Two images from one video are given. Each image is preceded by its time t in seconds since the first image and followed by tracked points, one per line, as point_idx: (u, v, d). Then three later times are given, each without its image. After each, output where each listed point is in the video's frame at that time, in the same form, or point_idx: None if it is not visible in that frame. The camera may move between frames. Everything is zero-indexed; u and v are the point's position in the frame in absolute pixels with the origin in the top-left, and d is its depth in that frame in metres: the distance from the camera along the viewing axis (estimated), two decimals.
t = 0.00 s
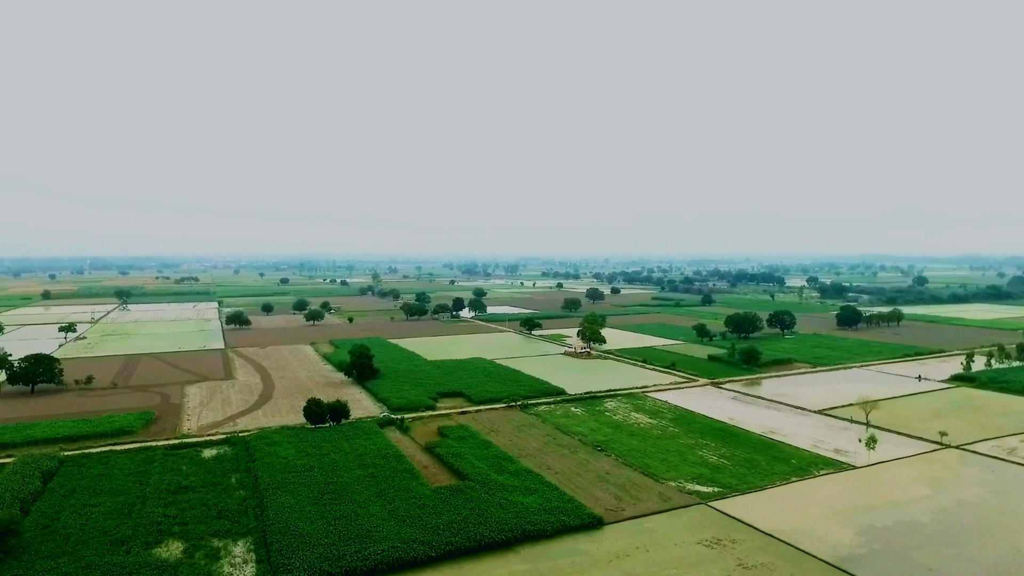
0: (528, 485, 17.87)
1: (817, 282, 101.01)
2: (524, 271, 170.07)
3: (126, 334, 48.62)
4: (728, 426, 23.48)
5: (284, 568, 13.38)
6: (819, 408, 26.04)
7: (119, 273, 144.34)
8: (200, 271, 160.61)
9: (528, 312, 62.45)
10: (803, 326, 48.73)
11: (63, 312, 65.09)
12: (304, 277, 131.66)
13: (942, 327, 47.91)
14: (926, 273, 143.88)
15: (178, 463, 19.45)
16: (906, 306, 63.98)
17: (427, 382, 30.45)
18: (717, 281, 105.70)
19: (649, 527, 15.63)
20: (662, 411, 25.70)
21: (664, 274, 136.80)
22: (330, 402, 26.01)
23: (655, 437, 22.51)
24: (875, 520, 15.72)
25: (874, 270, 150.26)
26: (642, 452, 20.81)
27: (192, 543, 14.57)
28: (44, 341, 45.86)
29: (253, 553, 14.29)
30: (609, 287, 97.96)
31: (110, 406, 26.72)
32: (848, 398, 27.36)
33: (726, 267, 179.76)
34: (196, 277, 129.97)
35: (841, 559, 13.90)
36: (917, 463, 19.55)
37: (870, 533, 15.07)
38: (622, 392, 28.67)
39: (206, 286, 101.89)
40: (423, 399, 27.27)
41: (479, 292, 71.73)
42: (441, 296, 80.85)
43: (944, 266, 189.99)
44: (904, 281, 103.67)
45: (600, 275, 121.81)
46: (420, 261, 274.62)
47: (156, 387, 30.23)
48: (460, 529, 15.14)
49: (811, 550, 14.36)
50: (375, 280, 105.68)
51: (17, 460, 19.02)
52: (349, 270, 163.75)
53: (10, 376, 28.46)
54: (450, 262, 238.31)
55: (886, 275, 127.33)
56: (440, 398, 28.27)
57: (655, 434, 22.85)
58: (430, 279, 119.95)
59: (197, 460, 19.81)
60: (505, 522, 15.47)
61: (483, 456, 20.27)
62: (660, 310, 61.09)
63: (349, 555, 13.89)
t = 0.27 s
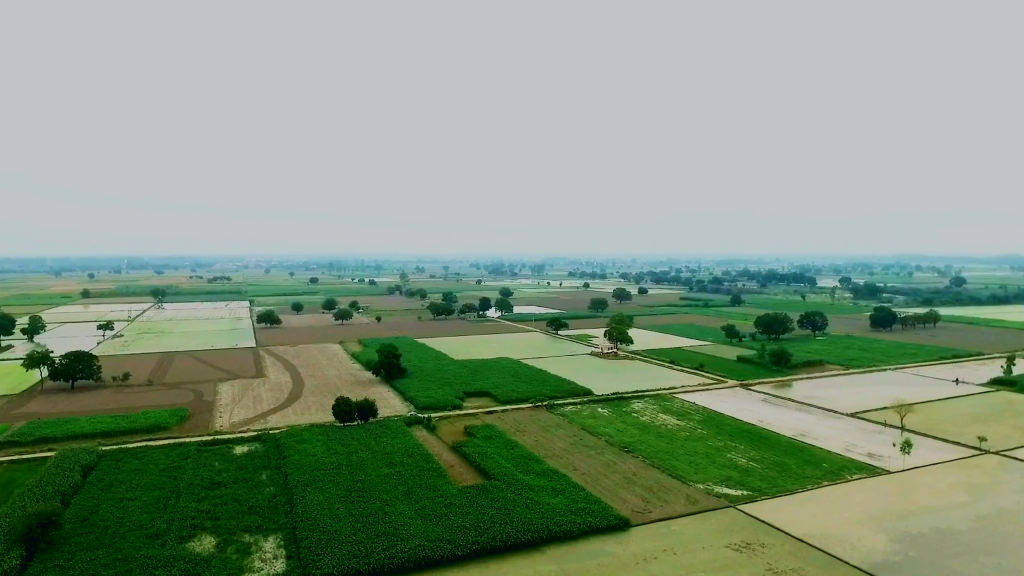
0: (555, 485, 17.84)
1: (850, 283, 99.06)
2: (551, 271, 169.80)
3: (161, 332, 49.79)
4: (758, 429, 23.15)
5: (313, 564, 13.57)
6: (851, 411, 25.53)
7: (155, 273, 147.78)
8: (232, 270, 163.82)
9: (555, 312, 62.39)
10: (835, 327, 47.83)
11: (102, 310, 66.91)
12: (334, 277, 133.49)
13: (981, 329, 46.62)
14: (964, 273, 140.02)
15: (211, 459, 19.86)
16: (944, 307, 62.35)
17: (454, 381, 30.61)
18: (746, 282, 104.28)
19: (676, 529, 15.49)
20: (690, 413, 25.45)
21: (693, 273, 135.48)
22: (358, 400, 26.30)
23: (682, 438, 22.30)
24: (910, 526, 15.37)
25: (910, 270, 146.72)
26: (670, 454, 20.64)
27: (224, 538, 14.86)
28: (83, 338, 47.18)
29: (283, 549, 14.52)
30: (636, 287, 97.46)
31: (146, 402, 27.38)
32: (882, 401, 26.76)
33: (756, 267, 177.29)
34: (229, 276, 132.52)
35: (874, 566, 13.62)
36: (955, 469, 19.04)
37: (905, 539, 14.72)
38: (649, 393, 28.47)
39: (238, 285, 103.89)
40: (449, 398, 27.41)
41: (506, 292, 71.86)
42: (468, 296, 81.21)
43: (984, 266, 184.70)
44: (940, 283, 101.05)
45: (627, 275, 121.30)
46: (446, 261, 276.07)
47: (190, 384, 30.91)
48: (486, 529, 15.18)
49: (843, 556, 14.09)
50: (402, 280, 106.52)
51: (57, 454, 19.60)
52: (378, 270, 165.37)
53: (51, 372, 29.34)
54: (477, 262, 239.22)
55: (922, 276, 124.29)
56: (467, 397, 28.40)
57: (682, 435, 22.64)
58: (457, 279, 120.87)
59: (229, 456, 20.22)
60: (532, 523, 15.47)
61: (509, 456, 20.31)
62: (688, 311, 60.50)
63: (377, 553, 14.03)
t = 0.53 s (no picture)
0: (584, 486, 17.78)
1: (888, 283, 96.66)
2: (580, 271, 169.23)
3: (198, 330, 51.01)
4: (792, 432, 22.74)
5: (344, 560, 13.76)
6: (889, 415, 24.91)
7: (193, 272, 151.32)
8: (266, 270, 166.86)
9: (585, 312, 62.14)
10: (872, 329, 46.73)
11: (142, 308, 68.85)
12: (365, 276, 135.04)
13: None
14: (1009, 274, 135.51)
15: (246, 455, 20.28)
16: (987, 309, 60.44)
17: (484, 381, 30.72)
18: (780, 282, 102.49)
19: (707, 533, 15.30)
20: (722, 415, 25.11)
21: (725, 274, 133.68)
22: (389, 399, 26.57)
23: (714, 441, 22.01)
24: (951, 534, 14.94)
25: (951, 270, 142.57)
26: (701, 456, 20.40)
27: (258, 532, 15.15)
28: (124, 336, 48.57)
29: (315, 545, 14.74)
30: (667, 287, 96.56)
31: (183, 398, 28.07)
32: (921, 405, 26.06)
33: (789, 267, 174.14)
34: (263, 275, 135.00)
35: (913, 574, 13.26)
36: (998, 476, 18.45)
37: (946, 548, 14.31)
38: (680, 395, 28.19)
39: (273, 284, 106.08)
40: (479, 398, 27.52)
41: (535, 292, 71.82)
42: (497, 296, 81.38)
43: None
44: (983, 284, 97.96)
45: (658, 275, 120.28)
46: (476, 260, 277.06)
47: (226, 382, 31.58)
48: (514, 528, 15.20)
49: (880, 563, 13.75)
50: (433, 279, 107.32)
51: (99, 448, 20.22)
52: (408, 269, 166.83)
53: (94, 368, 30.28)
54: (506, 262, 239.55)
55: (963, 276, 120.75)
56: (496, 397, 28.48)
57: (714, 438, 22.35)
58: (486, 278, 121.32)
59: (263, 453, 20.60)
60: (560, 523, 15.44)
61: (538, 456, 20.31)
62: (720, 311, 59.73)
63: (406, 550, 14.15)
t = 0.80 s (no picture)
0: (611, 487, 17.69)
1: (923, 283, 94.35)
2: (607, 271, 168.50)
3: (230, 328, 51.97)
4: (823, 435, 22.35)
5: (371, 557, 13.89)
6: (924, 419, 24.33)
7: (225, 271, 154.28)
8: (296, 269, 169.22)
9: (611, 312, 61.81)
10: (907, 330, 45.66)
11: (176, 307, 70.45)
12: (392, 276, 136.23)
13: None
14: None
15: (276, 452, 20.60)
16: None
17: (510, 381, 30.77)
18: (811, 283, 100.76)
19: (735, 536, 15.11)
20: (751, 417, 24.78)
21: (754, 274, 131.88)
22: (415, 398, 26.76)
23: (742, 443, 21.73)
24: (989, 542, 14.54)
25: (990, 271, 138.61)
26: (729, 459, 20.16)
27: (287, 529, 15.38)
28: (159, 334, 49.74)
29: (343, 542, 14.92)
30: (694, 287, 95.62)
31: (215, 396, 28.62)
32: (958, 409, 25.41)
33: (821, 267, 171.06)
34: (293, 275, 136.98)
35: None
36: None
37: (984, 557, 13.92)
38: (708, 396, 27.88)
39: (302, 283, 107.57)
40: (505, 397, 27.57)
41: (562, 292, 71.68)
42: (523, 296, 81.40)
43: None
44: None
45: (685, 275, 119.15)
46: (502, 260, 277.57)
47: (256, 379, 32.13)
48: (540, 529, 15.19)
49: (915, 571, 13.44)
50: (459, 278, 107.89)
51: (135, 443, 20.74)
52: (435, 269, 167.85)
53: (130, 366, 31.04)
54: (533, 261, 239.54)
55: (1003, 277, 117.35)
56: (522, 396, 28.50)
57: (743, 440, 22.06)
58: (512, 278, 121.54)
59: (293, 450, 20.92)
60: (586, 524, 15.39)
61: (564, 456, 20.27)
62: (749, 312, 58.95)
63: (433, 549, 14.25)
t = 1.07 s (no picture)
0: (643, 489, 17.54)
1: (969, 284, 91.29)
2: (639, 271, 167.12)
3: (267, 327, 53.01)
4: (863, 439, 21.82)
5: (404, 555, 14.04)
6: (970, 424, 23.57)
7: (262, 271, 157.52)
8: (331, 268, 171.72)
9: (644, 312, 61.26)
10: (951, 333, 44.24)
11: (216, 305, 72.16)
12: (424, 275, 137.26)
13: None
14: None
15: (311, 449, 20.96)
16: None
17: (541, 381, 30.76)
18: (850, 283, 98.35)
19: (771, 541, 14.86)
20: (788, 420, 24.31)
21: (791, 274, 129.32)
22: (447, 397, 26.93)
23: (778, 446, 21.33)
24: None
25: None
26: (765, 462, 19.81)
27: (322, 525, 15.64)
28: (199, 331, 50.99)
29: (376, 539, 15.11)
30: (729, 287, 94.18)
31: (253, 392, 29.24)
32: (1005, 415, 24.55)
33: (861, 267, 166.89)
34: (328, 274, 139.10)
35: None
36: None
37: None
38: (743, 398, 27.46)
39: (337, 283, 109.06)
40: (536, 397, 27.57)
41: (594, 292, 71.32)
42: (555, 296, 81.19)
43: None
44: None
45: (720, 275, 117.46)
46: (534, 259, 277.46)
47: (293, 377, 32.73)
48: (572, 530, 15.15)
49: None
50: (491, 278, 108.33)
51: (176, 438, 21.32)
52: (467, 268, 168.55)
53: (172, 362, 31.91)
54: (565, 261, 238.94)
55: None
56: (554, 397, 28.47)
57: (779, 443, 21.66)
58: (545, 278, 121.44)
59: (328, 447, 21.25)
60: (619, 526, 15.31)
61: (596, 457, 20.18)
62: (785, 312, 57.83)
63: (465, 548, 14.34)
